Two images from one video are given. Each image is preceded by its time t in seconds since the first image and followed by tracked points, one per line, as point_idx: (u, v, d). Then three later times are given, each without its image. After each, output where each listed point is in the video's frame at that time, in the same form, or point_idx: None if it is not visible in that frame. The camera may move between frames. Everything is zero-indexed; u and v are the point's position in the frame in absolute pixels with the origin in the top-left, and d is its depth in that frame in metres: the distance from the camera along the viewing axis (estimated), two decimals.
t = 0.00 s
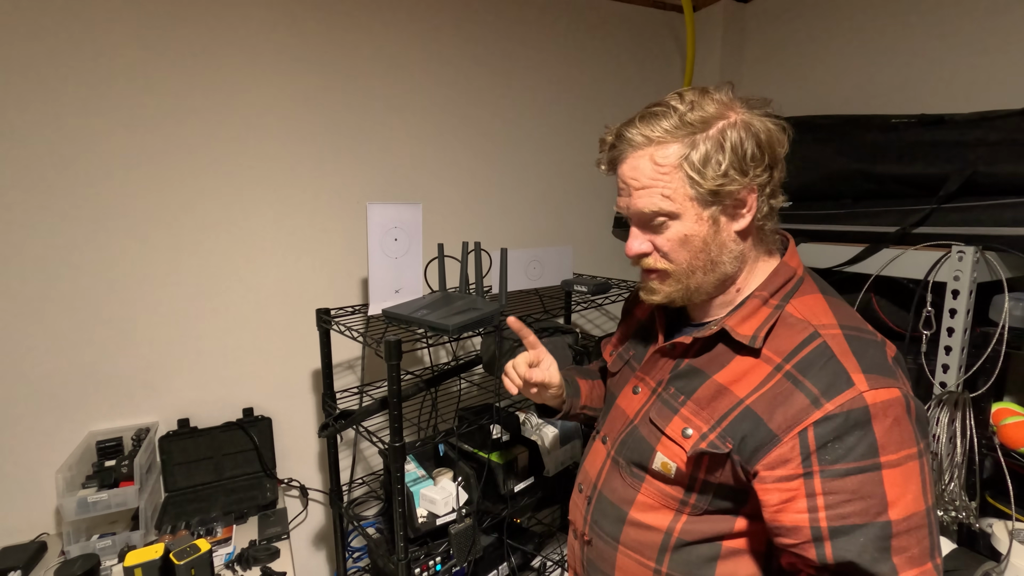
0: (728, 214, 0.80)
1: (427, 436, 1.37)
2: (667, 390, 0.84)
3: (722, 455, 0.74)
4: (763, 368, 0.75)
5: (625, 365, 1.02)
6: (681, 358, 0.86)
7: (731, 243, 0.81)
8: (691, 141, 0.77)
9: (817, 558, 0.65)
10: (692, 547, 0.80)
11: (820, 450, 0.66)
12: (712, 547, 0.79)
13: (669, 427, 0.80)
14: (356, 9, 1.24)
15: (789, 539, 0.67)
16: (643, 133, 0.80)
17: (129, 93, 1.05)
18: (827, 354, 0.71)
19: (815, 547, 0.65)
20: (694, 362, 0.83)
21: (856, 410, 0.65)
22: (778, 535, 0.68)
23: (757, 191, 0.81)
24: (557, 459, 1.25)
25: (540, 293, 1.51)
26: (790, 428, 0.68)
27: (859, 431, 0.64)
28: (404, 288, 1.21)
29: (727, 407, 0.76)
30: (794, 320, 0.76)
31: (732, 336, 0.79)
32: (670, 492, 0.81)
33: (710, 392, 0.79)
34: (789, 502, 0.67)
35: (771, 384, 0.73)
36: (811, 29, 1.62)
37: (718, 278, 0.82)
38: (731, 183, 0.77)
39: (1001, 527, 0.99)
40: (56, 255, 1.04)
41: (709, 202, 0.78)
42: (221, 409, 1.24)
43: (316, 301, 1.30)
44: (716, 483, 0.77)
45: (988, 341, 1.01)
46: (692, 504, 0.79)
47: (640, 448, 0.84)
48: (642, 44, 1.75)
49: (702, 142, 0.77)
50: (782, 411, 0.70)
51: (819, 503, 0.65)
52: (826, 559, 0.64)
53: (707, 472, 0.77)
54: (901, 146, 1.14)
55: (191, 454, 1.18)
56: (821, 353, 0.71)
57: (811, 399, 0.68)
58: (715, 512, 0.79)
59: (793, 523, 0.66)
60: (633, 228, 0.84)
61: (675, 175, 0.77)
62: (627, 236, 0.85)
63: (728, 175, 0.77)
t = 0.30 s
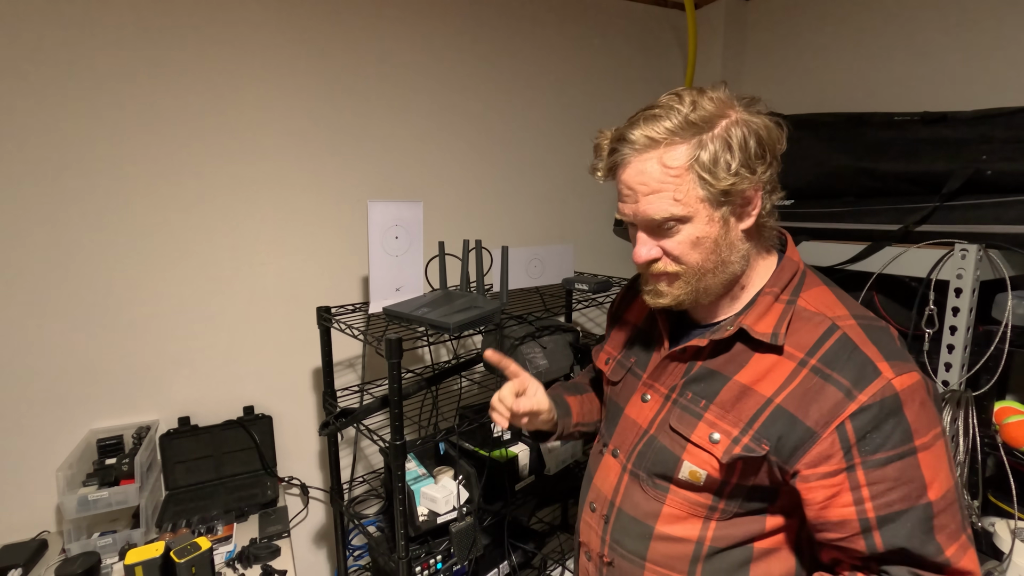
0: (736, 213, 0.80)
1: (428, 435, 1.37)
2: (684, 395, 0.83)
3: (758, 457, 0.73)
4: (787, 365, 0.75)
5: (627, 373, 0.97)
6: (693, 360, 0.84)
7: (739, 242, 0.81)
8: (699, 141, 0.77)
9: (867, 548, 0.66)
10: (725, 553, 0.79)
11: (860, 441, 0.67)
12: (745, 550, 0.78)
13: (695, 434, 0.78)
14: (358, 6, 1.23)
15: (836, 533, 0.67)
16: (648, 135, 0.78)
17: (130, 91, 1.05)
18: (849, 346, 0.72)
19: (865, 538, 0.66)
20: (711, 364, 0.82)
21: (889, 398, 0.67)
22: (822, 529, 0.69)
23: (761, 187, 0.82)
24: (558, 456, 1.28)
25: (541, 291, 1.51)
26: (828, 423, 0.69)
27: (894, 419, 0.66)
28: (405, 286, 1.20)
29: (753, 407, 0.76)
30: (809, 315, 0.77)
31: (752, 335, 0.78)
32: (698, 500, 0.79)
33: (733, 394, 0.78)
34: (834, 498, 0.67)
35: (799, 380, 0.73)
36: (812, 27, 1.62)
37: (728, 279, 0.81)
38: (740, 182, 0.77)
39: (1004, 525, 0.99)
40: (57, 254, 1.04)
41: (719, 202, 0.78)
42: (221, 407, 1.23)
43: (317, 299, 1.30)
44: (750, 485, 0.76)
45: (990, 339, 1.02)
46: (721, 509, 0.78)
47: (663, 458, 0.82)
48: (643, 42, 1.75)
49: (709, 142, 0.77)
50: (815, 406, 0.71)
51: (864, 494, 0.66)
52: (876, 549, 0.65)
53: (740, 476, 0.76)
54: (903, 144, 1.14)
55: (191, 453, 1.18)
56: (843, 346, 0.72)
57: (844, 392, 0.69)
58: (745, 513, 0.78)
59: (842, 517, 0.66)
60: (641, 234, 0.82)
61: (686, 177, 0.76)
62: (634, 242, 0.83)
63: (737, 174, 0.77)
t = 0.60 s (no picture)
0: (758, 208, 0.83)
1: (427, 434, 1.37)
2: (691, 396, 0.83)
3: (776, 454, 0.74)
4: (797, 360, 0.76)
5: (627, 376, 0.95)
6: (696, 358, 0.85)
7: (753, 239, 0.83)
8: (748, 125, 0.80)
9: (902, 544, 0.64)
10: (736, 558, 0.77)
11: (880, 433, 0.67)
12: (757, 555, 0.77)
13: (708, 434, 0.78)
14: (357, 6, 1.23)
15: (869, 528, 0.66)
16: (700, 106, 0.81)
17: (130, 90, 1.05)
18: (855, 337, 0.73)
19: (900, 533, 0.64)
20: (716, 361, 0.82)
21: (903, 387, 0.67)
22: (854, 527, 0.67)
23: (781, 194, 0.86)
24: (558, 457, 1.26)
25: (540, 291, 1.51)
26: (845, 416, 0.69)
27: (909, 407, 0.67)
28: (404, 286, 1.21)
29: (765, 405, 0.76)
30: (813, 309, 0.78)
31: (758, 330, 0.79)
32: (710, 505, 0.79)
33: (744, 393, 0.78)
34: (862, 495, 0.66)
35: (810, 375, 0.74)
36: (812, 27, 1.61)
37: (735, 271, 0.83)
38: (772, 177, 0.81)
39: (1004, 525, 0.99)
40: (56, 255, 1.04)
41: (748, 190, 0.80)
42: (221, 407, 1.23)
43: (317, 299, 1.30)
44: (764, 483, 0.77)
45: (990, 339, 1.01)
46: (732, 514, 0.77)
47: (674, 461, 0.81)
48: (643, 42, 1.75)
49: (755, 130, 0.81)
50: (831, 400, 0.71)
51: (894, 487, 0.64)
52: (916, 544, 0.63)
53: (756, 472, 0.77)
54: (903, 144, 1.14)
55: (191, 452, 1.18)
56: (849, 337, 0.73)
57: (858, 382, 0.69)
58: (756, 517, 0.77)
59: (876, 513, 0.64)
60: (662, 205, 0.82)
61: (728, 152, 0.78)
62: (652, 212, 0.83)
63: (774, 166, 0.80)
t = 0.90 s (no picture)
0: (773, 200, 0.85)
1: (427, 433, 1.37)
2: (691, 382, 0.83)
3: (775, 438, 0.73)
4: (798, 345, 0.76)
5: (628, 364, 0.95)
6: (697, 343, 0.85)
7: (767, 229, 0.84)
8: (770, 117, 0.81)
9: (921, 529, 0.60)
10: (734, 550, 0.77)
11: (885, 417, 0.65)
12: (750, 552, 0.77)
13: (708, 420, 0.78)
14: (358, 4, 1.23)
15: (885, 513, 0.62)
16: (726, 96, 0.82)
17: (129, 89, 1.05)
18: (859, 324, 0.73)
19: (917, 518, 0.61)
20: (716, 347, 0.83)
21: (905, 371, 0.66)
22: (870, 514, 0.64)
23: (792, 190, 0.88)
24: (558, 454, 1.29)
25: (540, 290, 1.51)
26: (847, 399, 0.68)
27: (915, 390, 0.65)
28: (404, 284, 1.20)
29: (765, 390, 0.76)
30: (816, 297, 0.79)
31: (759, 316, 0.80)
32: (705, 500, 0.77)
33: (743, 377, 0.78)
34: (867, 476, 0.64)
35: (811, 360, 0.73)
36: (812, 26, 1.61)
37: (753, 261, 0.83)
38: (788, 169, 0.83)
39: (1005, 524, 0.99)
40: (57, 254, 1.04)
41: (768, 180, 0.81)
42: (221, 406, 1.23)
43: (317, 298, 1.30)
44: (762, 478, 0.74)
45: (991, 338, 1.01)
46: (729, 511, 0.76)
47: (674, 448, 0.81)
48: (643, 40, 1.74)
49: (775, 123, 0.82)
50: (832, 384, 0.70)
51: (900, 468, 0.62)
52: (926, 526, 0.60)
53: (757, 466, 0.74)
54: (905, 141, 1.14)
55: (191, 451, 1.18)
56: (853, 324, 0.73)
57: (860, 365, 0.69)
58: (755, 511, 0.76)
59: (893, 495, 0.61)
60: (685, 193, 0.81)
61: (753, 141, 0.79)
62: (677, 199, 0.81)
63: (792, 159, 0.82)
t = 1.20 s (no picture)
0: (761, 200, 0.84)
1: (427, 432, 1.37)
2: (691, 378, 0.83)
3: (773, 431, 0.73)
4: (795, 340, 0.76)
5: (628, 362, 0.95)
6: (697, 340, 0.85)
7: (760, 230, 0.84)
8: (744, 123, 0.80)
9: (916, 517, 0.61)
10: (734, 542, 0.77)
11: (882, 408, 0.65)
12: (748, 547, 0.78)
13: (708, 415, 0.78)
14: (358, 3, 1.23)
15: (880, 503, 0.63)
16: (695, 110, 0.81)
17: (129, 89, 1.05)
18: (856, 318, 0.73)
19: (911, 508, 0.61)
20: (716, 343, 0.83)
21: (903, 363, 0.66)
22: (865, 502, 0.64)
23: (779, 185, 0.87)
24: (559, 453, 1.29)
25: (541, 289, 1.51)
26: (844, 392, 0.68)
27: (911, 384, 0.65)
28: (404, 283, 1.20)
29: (764, 385, 0.76)
30: (813, 292, 0.79)
31: (757, 312, 0.80)
32: (705, 493, 0.77)
33: (743, 373, 0.78)
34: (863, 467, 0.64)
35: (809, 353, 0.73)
36: (812, 26, 1.61)
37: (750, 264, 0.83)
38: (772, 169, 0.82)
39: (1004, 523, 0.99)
40: (57, 252, 1.04)
41: (751, 183, 0.81)
42: (222, 405, 1.24)
43: (318, 297, 1.30)
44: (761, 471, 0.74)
45: (991, 337, 1.01)
46: (729, 505, 0.76)
47: (674, 444, 0.81)
48: (645, 39, 1.75)
49: (749, 125, 0.81)
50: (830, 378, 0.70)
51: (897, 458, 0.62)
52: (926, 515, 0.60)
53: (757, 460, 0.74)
54: (905, 141, 1.13)
55: (192, 450, 1.18)
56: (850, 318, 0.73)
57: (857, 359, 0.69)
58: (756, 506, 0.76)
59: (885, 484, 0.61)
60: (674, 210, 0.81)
61: (730, 152, 0.79)
62: (666, 218, 0.81)
63: (772, 160, 0.81)
